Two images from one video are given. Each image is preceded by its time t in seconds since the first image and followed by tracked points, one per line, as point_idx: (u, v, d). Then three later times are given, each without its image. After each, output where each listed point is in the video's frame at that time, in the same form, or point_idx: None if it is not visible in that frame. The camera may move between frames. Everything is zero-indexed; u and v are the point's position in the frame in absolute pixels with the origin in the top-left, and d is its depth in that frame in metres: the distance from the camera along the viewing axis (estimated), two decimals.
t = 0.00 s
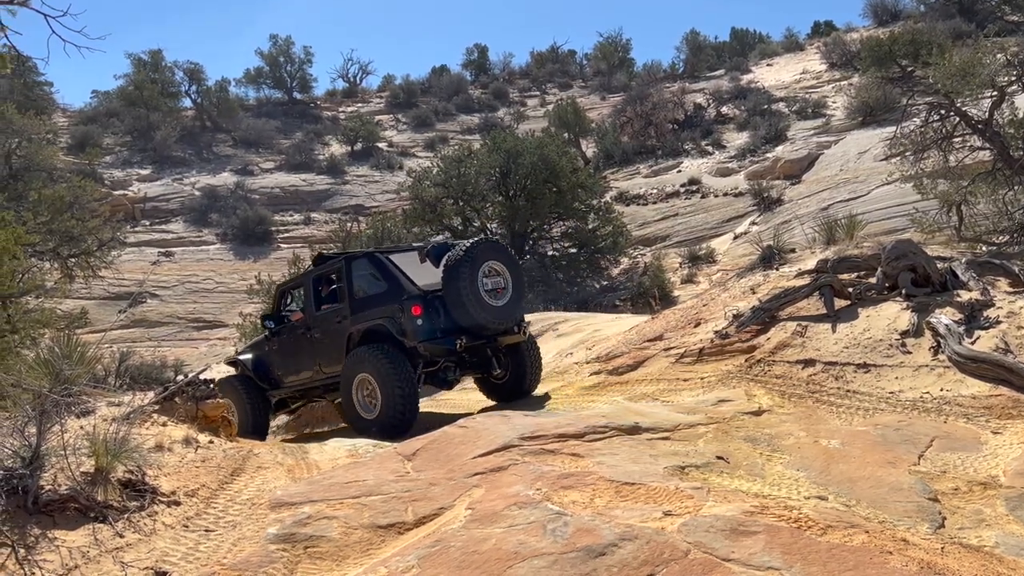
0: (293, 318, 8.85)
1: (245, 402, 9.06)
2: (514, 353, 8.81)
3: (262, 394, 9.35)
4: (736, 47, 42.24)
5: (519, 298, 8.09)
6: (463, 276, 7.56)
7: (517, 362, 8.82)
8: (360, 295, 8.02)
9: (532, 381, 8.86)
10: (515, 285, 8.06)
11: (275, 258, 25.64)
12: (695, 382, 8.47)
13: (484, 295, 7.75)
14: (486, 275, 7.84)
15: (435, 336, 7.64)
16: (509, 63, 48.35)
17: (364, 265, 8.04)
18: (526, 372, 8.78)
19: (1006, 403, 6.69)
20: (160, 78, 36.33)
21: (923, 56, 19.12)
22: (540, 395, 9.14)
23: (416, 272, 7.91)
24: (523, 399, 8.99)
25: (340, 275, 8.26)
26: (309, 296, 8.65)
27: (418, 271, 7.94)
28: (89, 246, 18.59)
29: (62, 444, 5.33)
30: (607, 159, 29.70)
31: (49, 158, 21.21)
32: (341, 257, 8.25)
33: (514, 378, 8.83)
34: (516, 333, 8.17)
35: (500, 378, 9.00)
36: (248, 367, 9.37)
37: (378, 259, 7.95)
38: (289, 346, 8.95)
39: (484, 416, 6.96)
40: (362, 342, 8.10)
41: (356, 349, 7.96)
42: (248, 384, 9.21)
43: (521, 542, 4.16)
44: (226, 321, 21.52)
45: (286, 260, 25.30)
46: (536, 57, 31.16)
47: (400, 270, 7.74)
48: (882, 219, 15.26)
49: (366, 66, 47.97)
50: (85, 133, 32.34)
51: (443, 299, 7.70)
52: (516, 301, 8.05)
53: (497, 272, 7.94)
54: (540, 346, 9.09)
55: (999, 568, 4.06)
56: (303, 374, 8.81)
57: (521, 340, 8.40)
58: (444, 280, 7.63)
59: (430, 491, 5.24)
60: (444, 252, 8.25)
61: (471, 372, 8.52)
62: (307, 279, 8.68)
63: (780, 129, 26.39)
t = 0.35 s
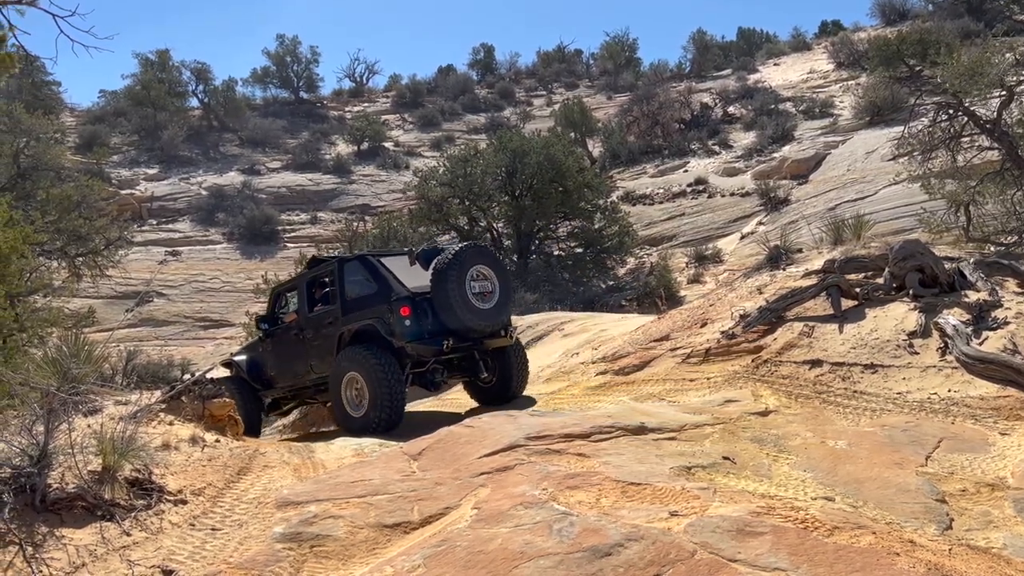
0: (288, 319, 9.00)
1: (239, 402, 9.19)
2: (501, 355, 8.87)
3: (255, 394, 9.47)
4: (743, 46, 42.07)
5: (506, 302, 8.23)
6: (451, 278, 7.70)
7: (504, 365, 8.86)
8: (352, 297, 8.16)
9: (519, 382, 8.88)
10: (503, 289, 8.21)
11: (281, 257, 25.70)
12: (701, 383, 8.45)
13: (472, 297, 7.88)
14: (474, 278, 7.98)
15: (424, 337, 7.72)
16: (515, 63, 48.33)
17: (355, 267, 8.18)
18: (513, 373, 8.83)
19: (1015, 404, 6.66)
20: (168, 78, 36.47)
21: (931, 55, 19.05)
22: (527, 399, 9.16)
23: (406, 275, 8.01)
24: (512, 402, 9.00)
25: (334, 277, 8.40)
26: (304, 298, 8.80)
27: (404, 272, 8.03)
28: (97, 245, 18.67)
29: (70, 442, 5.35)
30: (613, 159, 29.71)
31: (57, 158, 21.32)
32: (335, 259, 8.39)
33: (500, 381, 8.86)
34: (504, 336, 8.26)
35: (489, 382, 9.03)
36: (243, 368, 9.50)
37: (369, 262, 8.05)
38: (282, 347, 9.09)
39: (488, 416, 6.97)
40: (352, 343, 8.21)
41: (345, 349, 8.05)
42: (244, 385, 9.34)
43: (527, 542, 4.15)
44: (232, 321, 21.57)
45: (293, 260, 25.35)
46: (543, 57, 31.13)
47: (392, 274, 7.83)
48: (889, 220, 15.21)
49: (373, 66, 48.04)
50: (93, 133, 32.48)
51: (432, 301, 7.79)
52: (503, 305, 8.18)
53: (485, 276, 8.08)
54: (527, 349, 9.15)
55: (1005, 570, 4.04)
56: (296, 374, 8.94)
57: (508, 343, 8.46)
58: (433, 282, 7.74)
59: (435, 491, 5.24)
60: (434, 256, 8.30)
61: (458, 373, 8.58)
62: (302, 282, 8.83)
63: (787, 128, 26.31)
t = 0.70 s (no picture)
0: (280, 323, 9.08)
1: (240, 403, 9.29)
2: (488, 358, 8.86)
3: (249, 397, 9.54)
4: (750, 45, 41.86)
5: (491, 308, 8.26)
6: (436, 285, 7.78)
7: (490, 368, 8.86)
8: (340, 302, 8.24)
9: (506, 385, 8.88)
10: (488, 296, 8.25)
11: (288, 256, 25.75)
12: (708, 383, 8.43)
13: (456, 303, 7.95)
14: (459, 285, 8.04)
15: (408, 342, 7.81)
16: (522, 62, 48.31)
17: (344, 273, 8.27)
18: (500, 381, 8.83)
19: None
20: (175, 77, 36.61)
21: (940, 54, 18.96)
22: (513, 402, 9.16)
23: (393, 281, 8.09)
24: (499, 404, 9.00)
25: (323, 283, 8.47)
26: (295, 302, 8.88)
27: (392, 278, 8.13)
28: (105, 243, 18.74)
29: (78, 441, 5.37)
30: (620, 158, 29.68)
31: (66, 157, 21.42)
32: (324, 265, 8.47)
33: (486, 386, 8.86)
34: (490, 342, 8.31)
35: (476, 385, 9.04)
36: (238, 370, 9.60)
37: (357, 268, 8.14)
38: (275, 350, 9.17)
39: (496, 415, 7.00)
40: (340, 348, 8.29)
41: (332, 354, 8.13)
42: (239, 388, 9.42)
43: (533, 541, 4.16)
44: (240, 320, 21.62)
45: (300, 259, 25.41)
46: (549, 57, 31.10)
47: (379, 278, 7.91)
48: (897, 219, 15.17)
49: (380, 66, 48.10)
50: (101, 132, 32.63)
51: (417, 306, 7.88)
52: (489, 310, 8.23)
53: (470, 282, 8.13)
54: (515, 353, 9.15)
55: (1014, 571, 4.03)
56: (287, 378, 9.01)
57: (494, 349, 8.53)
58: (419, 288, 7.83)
59: (442, 490, 5.24)
60: (420, 263, 8.44)
61: (445, 376, 8.60)
62: (294, 287, 8.91)
63: (795, 128, 26.23)
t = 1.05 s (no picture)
0: (270, 332, 9.18)
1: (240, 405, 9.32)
2: (471, 359, 8.86)
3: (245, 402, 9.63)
4: (758, 43, 41.70)
5: (473, 316, 8.23)
6: (413, 297, 7.78)
7: (475, 369, 8.86)
8: (325, 313, 8.31)
9: (491, 385, 8.90)
10: (469, 303, 8.22)
11: (296, 255, 25.79)
12: (717, 382, 8.41)
13: (436, 313, 7.94)
14: (438, 294, 8.02)
15: (390, 352, 7.84)
16: (529, 61, 48.25)
17: (327, 284, 8.33)
18: (485, 383, 8.87)
19: None
20: (184, 77, 36.76)
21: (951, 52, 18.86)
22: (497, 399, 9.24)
23: (374, 293, 8.12)
24: (485, 403, 9.01)
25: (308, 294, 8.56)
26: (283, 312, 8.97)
27: (373, 291, 8.14)
28: (114, 242, 18.83)
29: (89, 439, 5.40)
30: (627, 157, 29.64)
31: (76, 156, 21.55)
32: (308, 276, 8.55)
33: (472, 389, 8.89)
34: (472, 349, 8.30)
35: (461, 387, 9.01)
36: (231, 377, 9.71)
37: (339, 280, 8.19)
38: (266, 358, 9.27)
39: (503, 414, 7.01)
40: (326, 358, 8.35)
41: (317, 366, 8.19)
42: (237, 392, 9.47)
43: (542, 540, 4.16)
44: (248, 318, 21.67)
45: (308, 258, 25.46)
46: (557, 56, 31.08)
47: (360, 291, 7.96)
48: (906, 218, 15.11)
49: (387, 65, 48.16)
50: (110, 131, 32.80)
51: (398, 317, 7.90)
52: (470, 317, 8.22)
53: (450, 290, 8.11)
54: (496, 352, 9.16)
55: None
56: (279, 385, 9.12)
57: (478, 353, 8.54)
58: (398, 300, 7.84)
59: (450, 489, 5.25)
60: (400, 273, 8.41)
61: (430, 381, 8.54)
62: (280, 297, 9.00)
63: (804, 126, 26.10)
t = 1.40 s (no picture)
0: (260, 335, 9.35)
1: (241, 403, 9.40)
2: (458, 359, 8.92)
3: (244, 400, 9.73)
4: (766, 40, 41.53)
5: (456, 316, 8.28)
6: (397, 300, 7.83)
7: (461, 369, 8.92)
8: (312, 317, 8.40)
9: (478, 384, 8.95)
10: (453, 304, 8.26)
11: (303, 253, 25.87)
12: (723, 381, 8.40)
13: (420, 315, 7.98)
14: (422, 296, 8.05)
15: (376, 355, 7.90)
16: (536, 59, 48.21)
17: (313, 288, 8.40)
18: (471, 382, 8.92)
19: None
20: (192, 75, 36.90)
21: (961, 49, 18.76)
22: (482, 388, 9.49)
23: (359, 296, 8.19)
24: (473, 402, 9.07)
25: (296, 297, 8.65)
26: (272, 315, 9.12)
27: (358, 294, 8.22)
28: (122, 240, 18.92)
29: (98, 437, 5.42)
30: (634, 155, 29.59)
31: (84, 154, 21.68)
32: (295, 280, 8.63)
33: (458, 388, 8.97)
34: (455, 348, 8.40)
35: (449, 385, 9.08)
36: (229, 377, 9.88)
37: (324, 285, 8.25)
38: (256, 360, 9.45)
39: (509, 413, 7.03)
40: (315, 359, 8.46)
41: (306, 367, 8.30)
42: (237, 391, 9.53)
43: (548, 539, 4.17)
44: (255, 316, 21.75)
45: (315, 256, 25.53)
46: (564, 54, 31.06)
47: (345, 294, 8.02)
48: (914, 217, 15.04)
49: (395, 63, 48.22)
50: (118, 130, 32.96)
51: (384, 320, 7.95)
52: (454, 318, 8.30)
53: (434, 293, 8.14)
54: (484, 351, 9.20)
55: None
56: (271, 386, 9.29)
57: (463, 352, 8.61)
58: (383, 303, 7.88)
59: (456, 487, 5.25)
60: (384, 277, 8.46)
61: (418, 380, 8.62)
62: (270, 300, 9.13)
63: (811, 124, 25.99)
